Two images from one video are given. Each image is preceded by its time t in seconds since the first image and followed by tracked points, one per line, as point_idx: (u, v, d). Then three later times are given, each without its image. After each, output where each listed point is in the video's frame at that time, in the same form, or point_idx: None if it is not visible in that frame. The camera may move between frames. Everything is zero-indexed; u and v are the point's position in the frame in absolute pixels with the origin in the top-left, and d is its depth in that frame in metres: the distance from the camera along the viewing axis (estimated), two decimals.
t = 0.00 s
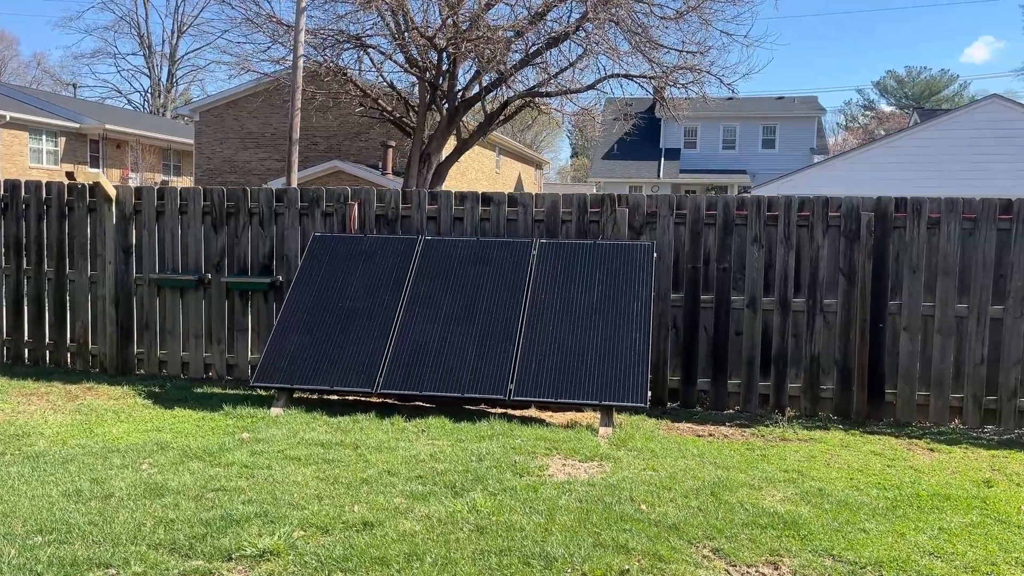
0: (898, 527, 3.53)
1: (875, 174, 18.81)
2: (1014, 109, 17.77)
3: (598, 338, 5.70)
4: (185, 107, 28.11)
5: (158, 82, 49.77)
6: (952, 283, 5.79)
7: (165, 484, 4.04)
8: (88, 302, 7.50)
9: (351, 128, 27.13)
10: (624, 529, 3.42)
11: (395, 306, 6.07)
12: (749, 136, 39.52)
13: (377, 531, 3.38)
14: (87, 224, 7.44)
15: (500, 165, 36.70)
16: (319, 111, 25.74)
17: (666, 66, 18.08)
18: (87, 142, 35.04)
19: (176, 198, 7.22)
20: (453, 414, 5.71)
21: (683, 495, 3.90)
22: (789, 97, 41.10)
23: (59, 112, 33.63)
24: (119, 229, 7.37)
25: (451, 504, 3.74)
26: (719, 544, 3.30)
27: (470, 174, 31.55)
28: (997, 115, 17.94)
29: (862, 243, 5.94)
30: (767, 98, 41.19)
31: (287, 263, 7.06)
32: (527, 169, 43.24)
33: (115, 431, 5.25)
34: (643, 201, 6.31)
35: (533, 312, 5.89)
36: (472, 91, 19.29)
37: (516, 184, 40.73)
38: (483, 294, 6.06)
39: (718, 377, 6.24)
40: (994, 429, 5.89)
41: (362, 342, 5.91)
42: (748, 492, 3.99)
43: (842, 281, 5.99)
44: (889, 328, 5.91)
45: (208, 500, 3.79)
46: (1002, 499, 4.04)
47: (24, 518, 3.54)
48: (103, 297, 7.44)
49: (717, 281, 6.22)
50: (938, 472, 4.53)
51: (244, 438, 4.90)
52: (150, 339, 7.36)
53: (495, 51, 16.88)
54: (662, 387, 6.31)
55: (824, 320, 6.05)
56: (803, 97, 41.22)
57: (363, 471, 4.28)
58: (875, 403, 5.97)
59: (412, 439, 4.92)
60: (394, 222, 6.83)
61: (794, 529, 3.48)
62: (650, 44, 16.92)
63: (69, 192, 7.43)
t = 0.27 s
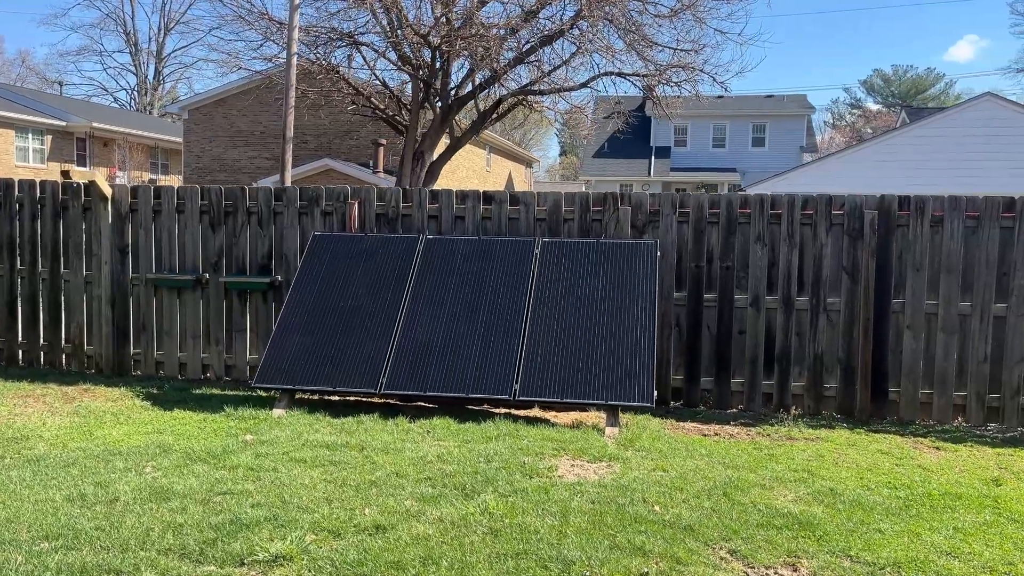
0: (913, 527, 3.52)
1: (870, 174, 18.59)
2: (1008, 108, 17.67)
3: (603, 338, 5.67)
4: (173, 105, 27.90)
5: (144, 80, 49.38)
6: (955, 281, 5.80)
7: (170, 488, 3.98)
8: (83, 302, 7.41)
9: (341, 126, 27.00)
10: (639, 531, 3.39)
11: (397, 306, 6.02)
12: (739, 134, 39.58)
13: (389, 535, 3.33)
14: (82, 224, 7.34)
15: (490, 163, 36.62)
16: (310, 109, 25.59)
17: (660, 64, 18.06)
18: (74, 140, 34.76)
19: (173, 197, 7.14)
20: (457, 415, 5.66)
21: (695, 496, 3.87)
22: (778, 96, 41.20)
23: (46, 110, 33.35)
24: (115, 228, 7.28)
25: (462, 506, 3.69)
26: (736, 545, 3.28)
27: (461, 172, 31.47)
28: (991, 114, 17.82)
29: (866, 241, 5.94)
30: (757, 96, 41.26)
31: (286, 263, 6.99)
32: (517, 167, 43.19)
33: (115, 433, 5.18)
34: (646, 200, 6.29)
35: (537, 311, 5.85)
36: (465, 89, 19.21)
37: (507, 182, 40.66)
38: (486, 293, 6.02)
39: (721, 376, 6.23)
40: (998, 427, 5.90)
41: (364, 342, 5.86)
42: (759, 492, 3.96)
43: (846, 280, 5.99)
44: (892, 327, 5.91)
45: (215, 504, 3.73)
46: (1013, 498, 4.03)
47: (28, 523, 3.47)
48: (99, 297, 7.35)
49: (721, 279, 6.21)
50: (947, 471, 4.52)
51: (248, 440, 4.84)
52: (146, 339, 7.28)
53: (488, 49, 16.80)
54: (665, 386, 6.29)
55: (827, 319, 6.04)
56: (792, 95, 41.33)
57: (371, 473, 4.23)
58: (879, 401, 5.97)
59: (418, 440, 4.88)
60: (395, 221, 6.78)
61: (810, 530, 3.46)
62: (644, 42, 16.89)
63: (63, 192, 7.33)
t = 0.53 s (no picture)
0: (933, 527, 3.51)
1: (866, 173, 18.62)
2: (1003, 106, 17.70)
3: (611, 337, 5.65)
4: (163, 103, 27.68)
5: (131, 78, 48.98)
6: (962, 280, 5.81)
7: (182, 491, 3.93)
8: (81, 302, 7.32)
9: (333, 125, 26.87)
10: (660, 532, 3.36)
11: (403, 306, 5.97)
12: (730, 132, 39.64)
13: (408, 538, 3.30)
14: (80, 223, 7.25)
15: (481, 162, 36.53)
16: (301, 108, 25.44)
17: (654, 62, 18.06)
18: (61, 138, 34.42)
19: (172, 195, 7.06)
20: (464, 415, 5.63)
21: (711, 496, 3.86)
22: (769, 94, 41.29)
23: (32, 108, 33.00)
24: (114, 228, 7.19)
25: (479, 508, 3.66)
26: (757, 546, 3.26)
27: (452, 171, 31.38)
28: (986, 112, 17.85)
29: (873, 240, 5.94)
30: (747, 95, 41.34)
31: (287, 262, 6.92)
32: (508, 166, 43.12)
33: (119, 435, 5.12)
34: (652, 198, 6.28)
35: (544, 311, 5.83)
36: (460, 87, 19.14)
37: (498, 181, 40.58)
38: (491, 293, 5.99)
39: (728, 375, 6.22)
40: (1003, 425, 5.92)
41: (370, 342, 5.81)
42: (775, 492, 3.95)
43: (852, 278, 5.99)
44: (899, 325, 5.92)
45: (228, 507, 3.68)
46: None
47: (40, 529, 3.42)
48: (97, 297, 7.26)
49: (727, 278, 6.20)
50: (958, 469, 4.53)
51: (256, 442, 4.80)
52: (146, 339, 7.20)
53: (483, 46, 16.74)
54: (672, 385, 6.27)
55: (833, 318, 6.04)
56: (782, 94, 41.43)
57: (383, 475, 4.19)
58: (885, 400, 5.97)
59: (428, 441, 4.84)
60: (398, 221, 6.73)
61: (830, 530, 3.45)
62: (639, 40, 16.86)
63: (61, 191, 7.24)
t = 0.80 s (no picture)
0: (952, 527, 3.50)
1: (861, 171, 18.68)
2: (997, 104, 17.76)
3: (619, 337, 5.63)
4: (152, 100, 27.46)
5: (118, 75, 48.56)
6: (967, 278, 5.82)
7: (192, 494, 3.88)
8: (79, 302, 7.23)
9: (324, 123, 26.74)
10: (680, 533, 3.34)
11: (408, 306, 5.93)
12: (721, 131, 39.72)
13: (427, 542, 3.26)
14: (77, 223, 7.17)
15: (472, 160, 36.46)
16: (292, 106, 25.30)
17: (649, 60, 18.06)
18: (48, 137, 34.07)
19: (171, 194, 6.98)
20: (471, 415, 5.60)
21: (727, 497, 3.83)
22: (759, 93, 41.40)
23: (19, 105, 32.65)
24: (112, 228, 7.11)
25: (494, 510, 3.63)
26: (779, 547, 3.24)
27: (444, 169, 31.30)
28: (980, 110, 17.91)
29: (879, 238, 5.94)
30: (738, 93, 41.43)
31: (289, 261, 6.86)
32: (498, 164, 43.06)
33: (122, 437, 5.06)
34: (657, 197, 6.25)
35: (551, 310, 5.80)
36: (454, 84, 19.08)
37: (489, 179, 40.50)
38: (497, 292, 5.96)
39: (734, 374, 6.21)
40: (1008, 423, 5.94)
41: (376, 343, 5.76)
42: (791, 492, 3.93)
43: (858, 277, 5.98)
44: (905, 323, 5.92)
45: (240, 510, 3.64)
46: None
47: (50, 534, 3.37)
48: (95, 297, 7.18)
49: (733, 277, 6.18)
50: (970, 468, 4.53)
51: (263, 444, 4.75)
52: (146, 340, 7.13)
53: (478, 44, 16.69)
54: (678, 384, 6.26)
55: (839, 316, 6.04)
56: (772, 93, 41.56)
57: (395, 477, 4.15)
58: (891, 399, 5.98)
59: (437, 442, 4.80)
60: (401, 220, 6.68)
61: (850, 530, 3.43)
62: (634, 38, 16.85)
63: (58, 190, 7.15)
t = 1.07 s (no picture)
0: (974, 527, 3.47)
1: (856, 168, 18.78)
2: (993, 102, 17.72)
3: (627, 335, 5.58)
4: (141, 97, 27.19)
5: (104, 72, 48.07)
6: (975, 275, 5.81)
7: (202, 497, 3.80)
8: (76, 301, 7.11)
9: (316, 120, 26.57)
10: (702, 534, 3.30)
11: (413, 304, 5.86)
12: (712, 128, 39.74)
13: (446, 545, 3.20)
14: (74, 220, 7.06)
15: (463, 157, 36.33)
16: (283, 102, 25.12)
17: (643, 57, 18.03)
18: (34, 134, 33.67)
19: (170, 191, 6.89)
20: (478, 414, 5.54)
21: (746, 497, 3.79)
22: (750, 90, 41.45)
23: (5, 102, 32.24)
24: (109, 225, 7.01)
25: (511, 511, 3.57)
26: (803, 547, 3.21)
27: (435, 167, 31.18)
28: (976, 108, 17.89)
29: (886, 235, 5.91)
30: (729, 91, 41.47)
31: (290, 259, 6.78)
32: (489, 162, 42.94)
33: (125, 438, 4.97)
34: (663, 193, 6.21)
35: (558, 308, 5.74)
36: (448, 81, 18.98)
37: (480, 177, 40.35)
38: (503, 290, 5.89)
39: (740, 372, 6.17)
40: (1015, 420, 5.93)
41: (380, 342, 5.69)
42: (809, 491, 3.90)
43: (866, 274, 5.96)
44: (912, 320, 5.91)
45: (252, 513, 3.57)
46: None
47: (59, 539, 3.29)
48: (92, 296, 7.07)
49: (739, 274, 6.15)
50: (983, 466, 4.51)
51: (270, 445, 4.67)
52: (144, 339, 7.02)
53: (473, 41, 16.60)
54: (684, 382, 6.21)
55: (846, 313, 6.01)
56: (763, 90, 41.63)
57: (407, 478, 4.08)
58: (898, 396, 5.96)
59: (446, 443, 4.74)
60: (404, 217, 6.62)
61: (872, 531, 3.40)
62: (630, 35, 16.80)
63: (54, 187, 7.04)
